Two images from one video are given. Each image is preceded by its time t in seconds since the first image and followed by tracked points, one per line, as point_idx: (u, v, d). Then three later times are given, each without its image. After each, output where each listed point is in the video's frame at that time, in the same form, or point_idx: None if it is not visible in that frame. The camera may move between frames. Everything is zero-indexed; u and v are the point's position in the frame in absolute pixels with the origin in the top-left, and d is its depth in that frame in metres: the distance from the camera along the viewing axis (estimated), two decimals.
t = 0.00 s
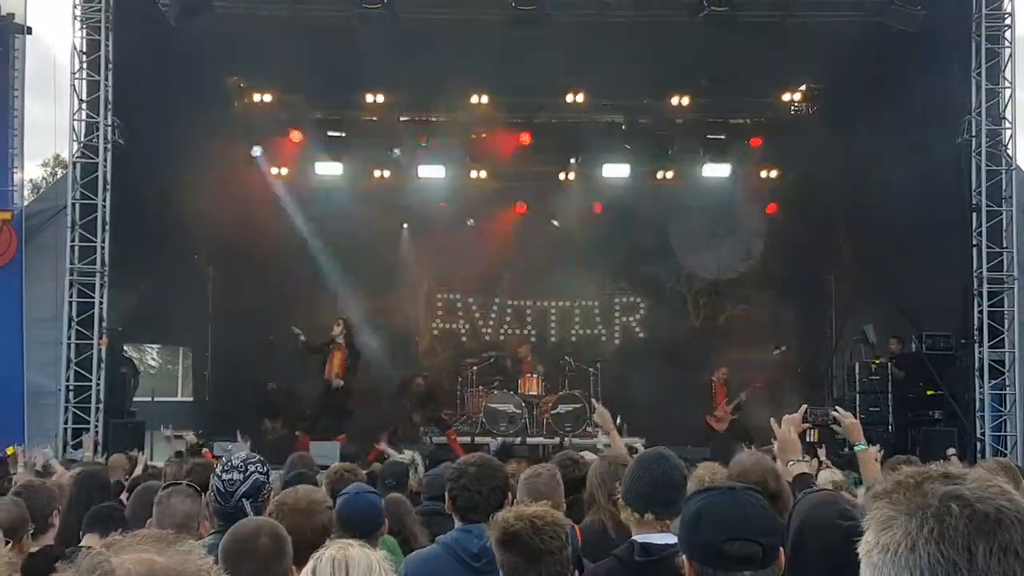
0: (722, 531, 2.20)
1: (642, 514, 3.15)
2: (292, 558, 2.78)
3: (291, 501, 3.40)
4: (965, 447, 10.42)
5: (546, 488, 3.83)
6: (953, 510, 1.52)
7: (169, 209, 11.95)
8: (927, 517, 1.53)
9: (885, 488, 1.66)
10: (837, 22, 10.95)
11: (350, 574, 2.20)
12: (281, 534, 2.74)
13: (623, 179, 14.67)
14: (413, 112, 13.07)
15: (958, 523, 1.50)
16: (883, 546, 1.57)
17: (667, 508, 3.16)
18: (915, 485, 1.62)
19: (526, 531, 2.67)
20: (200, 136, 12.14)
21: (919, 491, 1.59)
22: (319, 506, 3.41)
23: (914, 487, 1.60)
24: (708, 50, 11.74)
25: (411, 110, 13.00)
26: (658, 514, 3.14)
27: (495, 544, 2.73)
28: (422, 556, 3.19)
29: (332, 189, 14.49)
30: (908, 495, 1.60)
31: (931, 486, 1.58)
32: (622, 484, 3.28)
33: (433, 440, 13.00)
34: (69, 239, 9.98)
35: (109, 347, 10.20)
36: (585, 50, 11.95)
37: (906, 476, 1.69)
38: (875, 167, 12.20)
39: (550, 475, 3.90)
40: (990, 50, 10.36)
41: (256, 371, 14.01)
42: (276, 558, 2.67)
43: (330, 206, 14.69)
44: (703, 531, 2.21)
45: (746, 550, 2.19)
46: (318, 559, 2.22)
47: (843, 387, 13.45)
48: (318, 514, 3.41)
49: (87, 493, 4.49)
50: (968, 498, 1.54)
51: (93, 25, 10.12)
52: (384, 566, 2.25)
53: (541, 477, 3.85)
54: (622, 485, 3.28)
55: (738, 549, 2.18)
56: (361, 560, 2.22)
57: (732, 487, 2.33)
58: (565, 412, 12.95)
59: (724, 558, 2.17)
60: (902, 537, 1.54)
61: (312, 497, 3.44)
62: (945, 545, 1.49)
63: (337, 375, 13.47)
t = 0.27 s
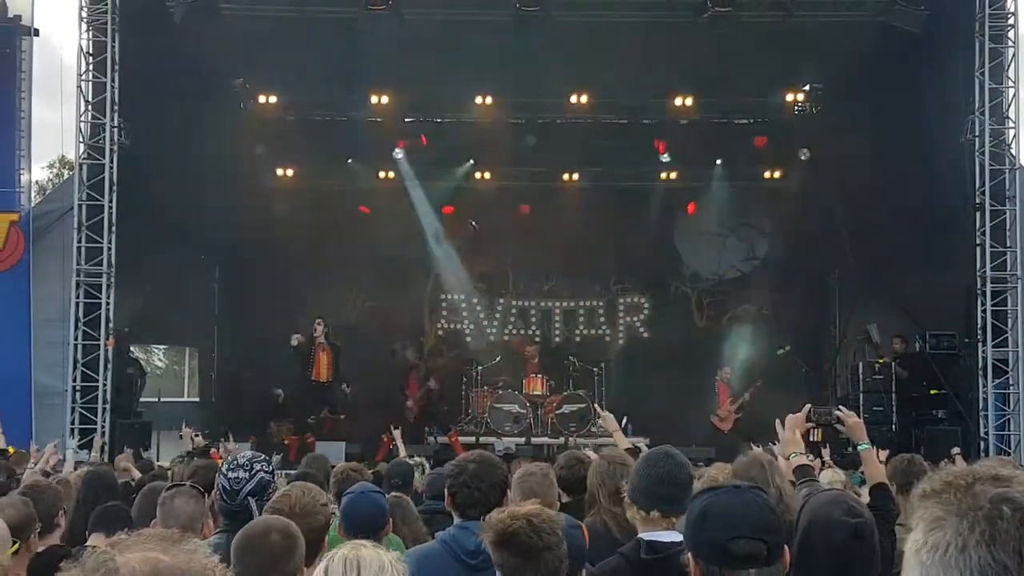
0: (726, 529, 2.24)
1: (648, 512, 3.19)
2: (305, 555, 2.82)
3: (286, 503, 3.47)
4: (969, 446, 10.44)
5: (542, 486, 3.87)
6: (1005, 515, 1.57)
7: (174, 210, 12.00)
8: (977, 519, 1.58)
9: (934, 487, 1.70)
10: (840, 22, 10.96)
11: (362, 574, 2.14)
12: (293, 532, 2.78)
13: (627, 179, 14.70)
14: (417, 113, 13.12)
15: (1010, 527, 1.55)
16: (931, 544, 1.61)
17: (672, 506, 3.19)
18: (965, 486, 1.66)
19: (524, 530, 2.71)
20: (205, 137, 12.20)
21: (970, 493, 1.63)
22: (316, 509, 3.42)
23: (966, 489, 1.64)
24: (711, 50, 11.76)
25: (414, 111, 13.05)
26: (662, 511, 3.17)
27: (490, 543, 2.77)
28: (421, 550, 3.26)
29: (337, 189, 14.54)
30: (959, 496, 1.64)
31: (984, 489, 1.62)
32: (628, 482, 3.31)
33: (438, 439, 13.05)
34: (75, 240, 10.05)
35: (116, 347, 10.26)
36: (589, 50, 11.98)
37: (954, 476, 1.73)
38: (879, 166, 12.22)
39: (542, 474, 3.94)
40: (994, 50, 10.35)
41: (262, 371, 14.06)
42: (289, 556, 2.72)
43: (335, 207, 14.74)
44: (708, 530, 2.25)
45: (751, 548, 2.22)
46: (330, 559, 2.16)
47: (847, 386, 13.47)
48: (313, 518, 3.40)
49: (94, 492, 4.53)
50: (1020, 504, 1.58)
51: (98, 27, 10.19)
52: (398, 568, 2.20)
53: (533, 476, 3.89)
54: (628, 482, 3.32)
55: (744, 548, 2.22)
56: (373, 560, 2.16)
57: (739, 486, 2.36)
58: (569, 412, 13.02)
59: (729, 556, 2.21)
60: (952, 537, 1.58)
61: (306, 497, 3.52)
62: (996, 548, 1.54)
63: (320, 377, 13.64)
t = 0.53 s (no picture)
0: (724, 526, 2.23)
1: (644, 511, 3.19)
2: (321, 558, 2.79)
3: (289, 504, 3.52)
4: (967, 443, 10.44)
5: (533, 483, 3.87)
6: (1001, 515, 1.58)
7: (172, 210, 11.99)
8: (973, 520, 1.59)
9: (940, 475, 1.69)
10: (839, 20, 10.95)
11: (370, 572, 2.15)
12: (308, 531, 2.76)
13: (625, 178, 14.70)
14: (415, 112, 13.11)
15: (1005, 531, 1.56)
16: (931, 538, 1.64)
17: (669, 505, 3.19)
18: (970, 476, 1.65)
19: (514, 527, 2.71)
20: (204, 136, 12.20)
21: (971, 487, 1.63)
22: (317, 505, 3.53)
23: (967, 483, 1.64)
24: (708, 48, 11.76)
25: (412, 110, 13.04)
26: (659, 512, 3.17)
27: (480, 542, 2.76)
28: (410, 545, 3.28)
29: (336, 189, 14.53)
30: (960, 491, 1.63)
31: (984, 484, 1.62)
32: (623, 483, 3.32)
33: (437, 438, 13.05)
34: (73, 240, 10.05)
35: (114, 347, 10.26)
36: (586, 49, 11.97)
37: (964, 459, 1.71)
38: (877, 165, 12.22)
39: (533, 471, 3.93)
40: (991, 48, 10.34)
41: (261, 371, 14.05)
42: (303, 555, 2.70)
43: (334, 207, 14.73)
44: (705, 528, 2.24)
45: (748, 544, 2.21)
46: (338, 553, 2.17)
47: (845, 384, 13.48)
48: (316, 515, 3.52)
49: (92, 493, 4.52)
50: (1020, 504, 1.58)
51: (95, 27, 10.17)
52: (406, 565, 2.19)
53: (524, 474, 3.88)
54: (624, 483, 3.32)
55: (741, 544, 2.21)
56: (381, 556, 2.17)
57: (737, 483, 2.36)
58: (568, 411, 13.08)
59: (728, 553, 2.21)
60: (948, 536, 1.61)
61: (307, 498, 3.58)
62: (988, 550, 1.56)
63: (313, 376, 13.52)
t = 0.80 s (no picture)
0: (726, 524, 2.23)
1: (643, 509, 3.18)
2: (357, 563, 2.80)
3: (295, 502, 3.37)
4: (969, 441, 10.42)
5: (529, 482, 3.87)
6: (980, 518, 1.45)
7: (174, 210, 12.00)
8: (952, 522, 1.47)
9: (920, 473, 1.58)
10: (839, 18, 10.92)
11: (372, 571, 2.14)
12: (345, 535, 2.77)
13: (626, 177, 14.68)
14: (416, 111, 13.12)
15: (983, 535, 1.44)
16: (909, 540, 1.52)
17: (668, 503, 3.19)
18: (949, 475, 1.53)
19: (514, 526, 2.71)
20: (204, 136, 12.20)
21: (948, 488, 1.50)
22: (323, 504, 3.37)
23: (944, 482, 1.52)
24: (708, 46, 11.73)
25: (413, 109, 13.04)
26: (658, 509, 3.17)
27: (480, 541, 2.76)
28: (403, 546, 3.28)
29: (336, 189, 14.52)
30: (937, 490, 1.51)
31: (963, 484, 1.50)
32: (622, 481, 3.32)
33: (439, 437, 13.06)
34: (73, 241, 10.05)
35: (115, 347, 10.25)
36: (586, 47, 11.95)
37: (946, 457, 1.59)
38: (878, 162, 12.20)
39: (530, 470, 3.93)
40: (991, 45, 10.31)
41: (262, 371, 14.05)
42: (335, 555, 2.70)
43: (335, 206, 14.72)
44: (707, 526, 2.24)
45: (751, 542, 2.21)
46: (341, 552, 2.16)
47: (846, 382, 13.47)
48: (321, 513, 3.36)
49: (93, 493, 4.51)
50: (1000, 506, 1.45)
51: (95, 28, 10.16)
52: (409, 565, 2.19)
53: (521, 474, 3.88)
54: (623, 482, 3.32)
55: (744, 542, 2.21)
56: (384, 556, 2.16)
57: (739, 481, 2.36)
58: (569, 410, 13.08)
59: (730, 550, 2.21)
60: (926, 540, 1.49)
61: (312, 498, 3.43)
62: (966, 555, 1.44)
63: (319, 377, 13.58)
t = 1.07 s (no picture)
0: (726, 526, 2.23)
1: (643, 512, 3.18)
2: None
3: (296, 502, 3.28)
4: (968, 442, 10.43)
5: (528, 484, 3.87)
6: (972, 522, 1.43)
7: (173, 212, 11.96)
8: (944, 527, 1.45)
9: (914, 476, 1.55)
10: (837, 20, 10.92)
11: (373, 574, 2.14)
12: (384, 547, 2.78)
13: (625, 179, 14.69)
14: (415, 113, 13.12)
15: (976, 538, 1.41)
16: (903, 545, 1.50)
17: (668, 505, 3.19)
18: (942, 478, 1.50)
19: (524, 528, 2.72)
20: (204, 138, 12.18)
21: (941, 492, 1.48)
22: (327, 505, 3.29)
23: (937, 486, 1.49)
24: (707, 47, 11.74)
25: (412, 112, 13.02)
26: (658, 511, 3.17)
27: (494, 539, 2.78)
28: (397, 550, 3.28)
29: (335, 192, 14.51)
30: (931, 494, 1.49)
31: (955, 487, 1.47)
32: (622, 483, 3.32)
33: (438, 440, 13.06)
34: (72, 243, 10.04)
35: (115, 350, 10.25)
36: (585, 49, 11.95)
37: (940, 460, 1.56)
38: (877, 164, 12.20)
39: (528, 472, 3.93)
40: (990, 46, 10.30)
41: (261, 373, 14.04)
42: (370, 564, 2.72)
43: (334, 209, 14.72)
44: (707, 528, 2.24)
45: (751, 543, 2.21)
46: (342, 557, 2.16)
47: (846, 383, 13.47)
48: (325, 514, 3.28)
49: (93, 496, 4.51)
50: (993, 509, 1.43)
51: (94, 31, 10.14)
52: (411, 567, 2.19)
53: (520, 475, 3.87)
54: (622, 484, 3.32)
55: (744, 543, 2.21)
56: (384, 559, 2.16)
57: (739, 482, 2.36)
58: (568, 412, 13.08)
59: (730, 551, 2.20)
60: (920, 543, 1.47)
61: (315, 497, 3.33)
62: (959, 559, 1.41)
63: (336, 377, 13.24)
